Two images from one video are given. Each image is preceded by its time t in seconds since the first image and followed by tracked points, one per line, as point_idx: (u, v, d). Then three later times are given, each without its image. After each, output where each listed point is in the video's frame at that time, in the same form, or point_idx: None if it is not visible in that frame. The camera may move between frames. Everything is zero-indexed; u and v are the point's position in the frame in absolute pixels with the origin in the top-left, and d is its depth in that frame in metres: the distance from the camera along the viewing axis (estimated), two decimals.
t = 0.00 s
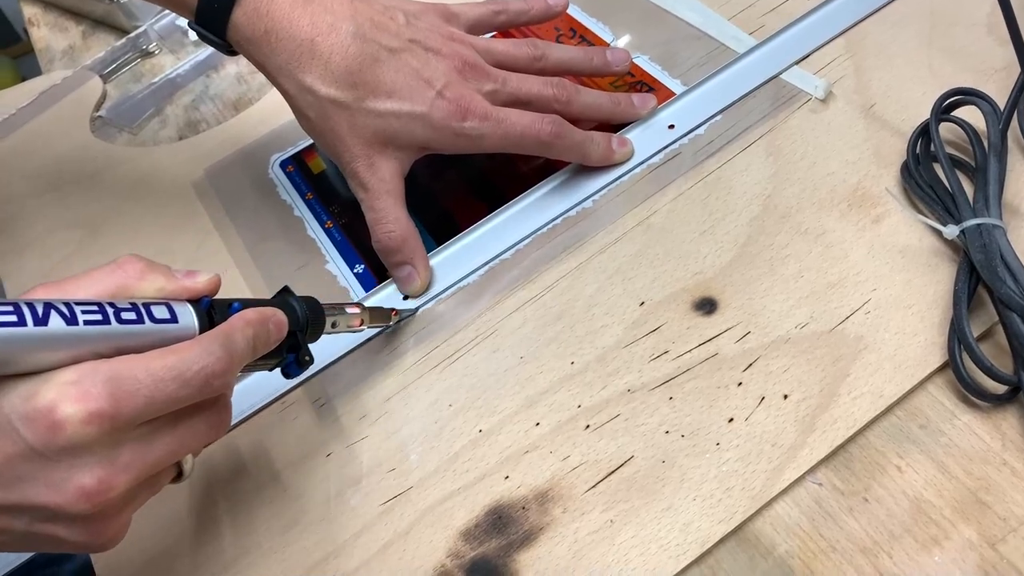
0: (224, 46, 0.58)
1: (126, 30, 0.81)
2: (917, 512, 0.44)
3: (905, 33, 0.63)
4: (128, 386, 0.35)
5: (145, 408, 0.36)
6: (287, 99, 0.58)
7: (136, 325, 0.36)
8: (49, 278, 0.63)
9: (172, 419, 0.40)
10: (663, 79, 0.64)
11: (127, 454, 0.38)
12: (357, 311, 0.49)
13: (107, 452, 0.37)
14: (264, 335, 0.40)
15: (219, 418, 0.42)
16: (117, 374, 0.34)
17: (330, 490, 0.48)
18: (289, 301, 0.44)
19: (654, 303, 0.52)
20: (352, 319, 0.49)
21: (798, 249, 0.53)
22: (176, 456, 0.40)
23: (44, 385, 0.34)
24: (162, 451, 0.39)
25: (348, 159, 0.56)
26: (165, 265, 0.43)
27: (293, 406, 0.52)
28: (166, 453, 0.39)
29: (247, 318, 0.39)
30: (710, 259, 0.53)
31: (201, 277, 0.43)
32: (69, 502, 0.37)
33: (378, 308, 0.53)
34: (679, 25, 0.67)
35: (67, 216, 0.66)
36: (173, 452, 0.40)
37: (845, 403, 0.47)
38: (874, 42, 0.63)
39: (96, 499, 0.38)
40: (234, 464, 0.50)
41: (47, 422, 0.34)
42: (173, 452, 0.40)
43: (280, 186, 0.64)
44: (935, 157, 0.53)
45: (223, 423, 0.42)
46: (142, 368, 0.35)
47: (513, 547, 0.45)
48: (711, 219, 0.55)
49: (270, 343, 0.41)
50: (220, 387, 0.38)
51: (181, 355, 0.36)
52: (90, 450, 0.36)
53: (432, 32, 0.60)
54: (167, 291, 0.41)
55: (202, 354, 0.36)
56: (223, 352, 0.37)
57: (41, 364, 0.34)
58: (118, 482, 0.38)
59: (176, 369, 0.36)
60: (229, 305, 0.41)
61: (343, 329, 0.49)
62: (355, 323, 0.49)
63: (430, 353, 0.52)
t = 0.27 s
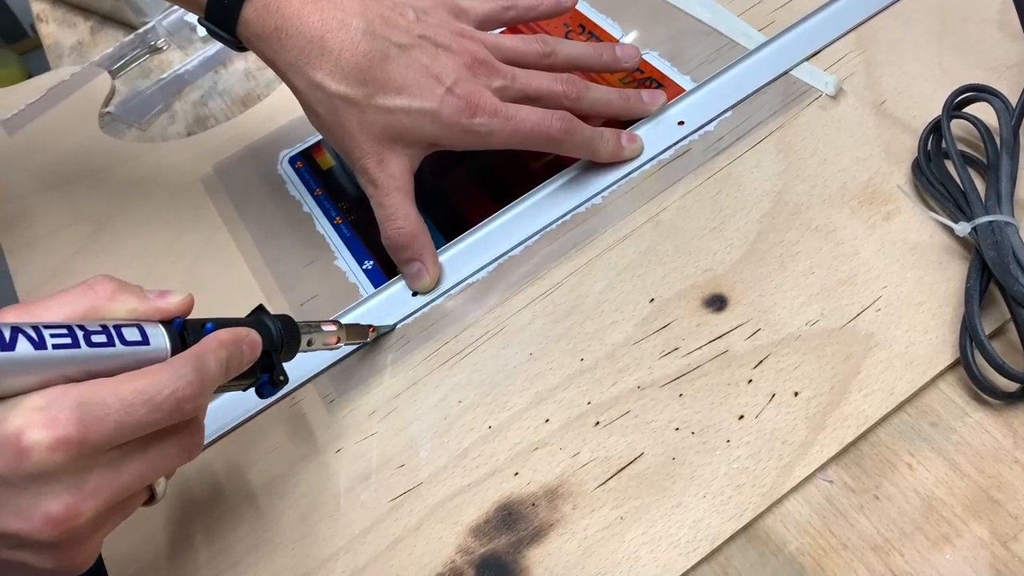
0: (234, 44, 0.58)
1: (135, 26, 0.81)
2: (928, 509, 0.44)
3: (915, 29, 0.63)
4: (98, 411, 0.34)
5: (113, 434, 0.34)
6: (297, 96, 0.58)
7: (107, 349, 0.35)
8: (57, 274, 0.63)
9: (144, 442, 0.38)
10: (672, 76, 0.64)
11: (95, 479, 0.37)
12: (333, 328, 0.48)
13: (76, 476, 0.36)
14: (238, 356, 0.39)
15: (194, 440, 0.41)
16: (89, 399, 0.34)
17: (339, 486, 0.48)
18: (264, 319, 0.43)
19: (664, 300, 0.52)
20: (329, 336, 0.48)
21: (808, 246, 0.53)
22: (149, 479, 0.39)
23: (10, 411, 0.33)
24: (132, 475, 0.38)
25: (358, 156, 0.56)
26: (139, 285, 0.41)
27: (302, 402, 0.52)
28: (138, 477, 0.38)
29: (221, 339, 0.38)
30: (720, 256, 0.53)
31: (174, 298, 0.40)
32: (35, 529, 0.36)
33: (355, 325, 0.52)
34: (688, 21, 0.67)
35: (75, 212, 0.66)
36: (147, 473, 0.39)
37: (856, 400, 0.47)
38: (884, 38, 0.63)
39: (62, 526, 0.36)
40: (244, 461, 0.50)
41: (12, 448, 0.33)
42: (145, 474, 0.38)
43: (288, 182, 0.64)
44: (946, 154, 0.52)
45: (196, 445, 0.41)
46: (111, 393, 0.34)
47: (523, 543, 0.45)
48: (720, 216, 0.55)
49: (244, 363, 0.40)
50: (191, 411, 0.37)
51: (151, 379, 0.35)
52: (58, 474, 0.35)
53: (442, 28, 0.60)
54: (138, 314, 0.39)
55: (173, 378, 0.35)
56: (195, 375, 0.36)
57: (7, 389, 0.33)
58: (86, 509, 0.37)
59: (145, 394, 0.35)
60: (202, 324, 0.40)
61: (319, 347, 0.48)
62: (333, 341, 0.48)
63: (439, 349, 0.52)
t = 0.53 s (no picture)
0: (240, 39, 0.58)
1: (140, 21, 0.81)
2: (936, 505, 0.44)
3: (924, 22, 0.62)
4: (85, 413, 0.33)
5: (101, 435, 0.34)
6: (303, 90, 0.58)
7: (94, 350, 0.35)
8: (62, 270, 0.63)
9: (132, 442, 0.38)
10: (679, 70, 0.63)
11: (82, 481, 0.36)
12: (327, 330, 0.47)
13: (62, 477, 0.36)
14: (228, 358, 0.38)
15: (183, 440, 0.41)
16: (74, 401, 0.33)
17: (344, 481, 0.48)
18: (255, 321, 0.43)
19: (670, 295, 0.51)
20: (322, 338, 0.47)
21: (816, 240, 0.52)
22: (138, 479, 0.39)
23: None
24: (121, 476, 0.38)
25: (365, 151, 0.56)
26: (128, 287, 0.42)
27: (307, 397, 0.51)
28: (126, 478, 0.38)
29: (210, 340, 0.38)
30: (727, 251, 0.53)
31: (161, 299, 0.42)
32: (22, 531, 0.36)
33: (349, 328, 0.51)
34: (694, 15, 0.67)
35: (80, 208, 0.66)
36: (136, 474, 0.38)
37: (864, 396, 0.47)
38: (892, 31, 0.62)
39: (49, 529, 0.36)
40: (250, 455, 0.50)
41: None
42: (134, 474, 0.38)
43: (294, 177, 0.64)
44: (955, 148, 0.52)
45: (184, 446, 0.41)
46: (98, 395, 0.34)
47: (529, 539, 0.45)
48: (727, 210, 0.54)
49: (234, 365, 0.39)
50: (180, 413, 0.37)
51: (139, 381, 0.35)
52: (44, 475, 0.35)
53: (448, 21, 0.60)
54: (126, 314, 0.40)
55: (161, 379, 0.35)
56: (183, 377, 0.36)
57: None
58: (72, 511, 0.37)
59: (133, 395, 0.34)
60: (192, 327, 0.40)
61: (312, 349, 0.47)
62: (326, 343, 0.48)
63: (445, 344, 0.52)
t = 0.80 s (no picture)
0: (245, 36, 0.59)
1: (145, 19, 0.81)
2: (942, 503, 0.44)
3: (930, 18, 0.62)
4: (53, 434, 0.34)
5: (67, 456, 0.34)
6: (308, 87, 0.58)
7: (62, 370, 0.35)
8: (68, 267, 0.63)
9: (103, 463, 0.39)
10: (684, 67, 0.63)
11: (48, 503, 0.37)
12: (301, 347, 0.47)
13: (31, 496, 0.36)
14: (199, 377, 0.38)
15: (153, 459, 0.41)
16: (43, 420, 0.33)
17: (350, 478, 0.48)
18: (228, 338, 0.42)
19: (676, 292, 0.51)
20: (296, 354, 0.47)
21: (821, 238, 0.52)
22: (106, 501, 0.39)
23: None
24: (88, 498, 0.38)
25: (370, 148, 0.56)
26: (100, 305, 0.41)
27: (312, 395, 0.52)
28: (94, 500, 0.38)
29: (181, 359, 0.37)
30: (732, 248, 0.53)
31: (134, 318, 0.41)
32: None
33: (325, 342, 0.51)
34: (699, 12, 0.66)
35: (86, 205, 0.66)
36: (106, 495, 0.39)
37: (870, 393, 0.46)
38: (898, 27, 0.62)
39: (14, 551, 0.36)
40: (256, 453, 0.50)
41: None
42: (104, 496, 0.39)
43: (299, 174, 0.64)
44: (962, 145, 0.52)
45: (154, 465, 0.41)
46: (65, 416, 0.34)
47: (534, 536, 0.45)
48: (732, 207, 0.54)
49: (207, 384, 0.39)
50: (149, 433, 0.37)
51: (108, 402, 0.35)
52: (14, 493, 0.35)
53: (453, 18, 0.60)
54: (97, 333, 0.39)
55: (129, 401, 0.35)
56: (152, 397, 0.36)
57: None
58: (39, 533, 0.37)
59: (101, 416, 0.34)
60: (164, 344, 0.40)
61: (286, 365, 0.47)
62: (302, 358, 0.47)
63: (450, 341, 0.52)
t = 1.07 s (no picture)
0: (247, 33, 0.59)
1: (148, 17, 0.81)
2: (945, 500, 0.43)
3: (934, 15, 0.62)
4: None
5: None
6: (310, 85, 0.58)
7: None
8: (71, 265, 0.63)
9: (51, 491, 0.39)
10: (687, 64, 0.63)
11: None
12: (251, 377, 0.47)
13: None
14: (140, 412, 0.37)
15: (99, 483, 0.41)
16: None
17: (352, 475, 0.48)
18: (175, 369, 0.41)
19: (678, 289, 0.51)
20: (247, 385, 0.46)
21: (824, 235, 0.52)
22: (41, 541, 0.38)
23: None
24: (22, 534, 0.37)
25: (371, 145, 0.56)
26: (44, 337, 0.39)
27: (313, 393, 0.51)
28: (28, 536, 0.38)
29: (122, 394, 0.36)
30: (734, 246, 0.52)
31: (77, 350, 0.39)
32: None
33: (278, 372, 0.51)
34: (702, 9, 0.66)
35: (89, 203, 0.66)
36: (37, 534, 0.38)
37: (873, 390, 0.46)
38: (901, 24, 0.62)
39: None
40: (258, 450, 0.50)
41: None
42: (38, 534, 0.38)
43: (301, 171, 0.64)
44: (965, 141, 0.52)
45: (94, 500, 0.40)
46: None
47: (535, 533, 0.45)
48: (735, 205, 0.54)
49: (148, 420, 0.38)
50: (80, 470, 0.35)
51: (41, 438, 0.33)
52: None
53: (455, 16, 0.60)
54: (36, 366, 0.37)
55: (64, 437, 0.34)
56: (89, 433, 0.34)
57: None
58: None
59: (32, 453, 0.33)
60: (107, 375, 0.38)
61: (237, 395, 0.47)
62: (253, 389, 0.47)
63: (452, 339, 0.52)
